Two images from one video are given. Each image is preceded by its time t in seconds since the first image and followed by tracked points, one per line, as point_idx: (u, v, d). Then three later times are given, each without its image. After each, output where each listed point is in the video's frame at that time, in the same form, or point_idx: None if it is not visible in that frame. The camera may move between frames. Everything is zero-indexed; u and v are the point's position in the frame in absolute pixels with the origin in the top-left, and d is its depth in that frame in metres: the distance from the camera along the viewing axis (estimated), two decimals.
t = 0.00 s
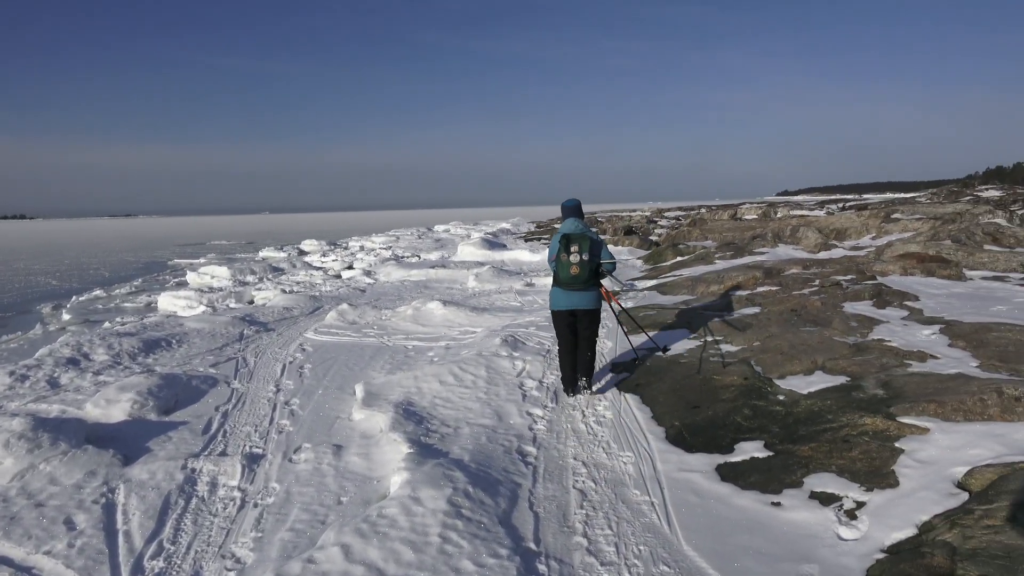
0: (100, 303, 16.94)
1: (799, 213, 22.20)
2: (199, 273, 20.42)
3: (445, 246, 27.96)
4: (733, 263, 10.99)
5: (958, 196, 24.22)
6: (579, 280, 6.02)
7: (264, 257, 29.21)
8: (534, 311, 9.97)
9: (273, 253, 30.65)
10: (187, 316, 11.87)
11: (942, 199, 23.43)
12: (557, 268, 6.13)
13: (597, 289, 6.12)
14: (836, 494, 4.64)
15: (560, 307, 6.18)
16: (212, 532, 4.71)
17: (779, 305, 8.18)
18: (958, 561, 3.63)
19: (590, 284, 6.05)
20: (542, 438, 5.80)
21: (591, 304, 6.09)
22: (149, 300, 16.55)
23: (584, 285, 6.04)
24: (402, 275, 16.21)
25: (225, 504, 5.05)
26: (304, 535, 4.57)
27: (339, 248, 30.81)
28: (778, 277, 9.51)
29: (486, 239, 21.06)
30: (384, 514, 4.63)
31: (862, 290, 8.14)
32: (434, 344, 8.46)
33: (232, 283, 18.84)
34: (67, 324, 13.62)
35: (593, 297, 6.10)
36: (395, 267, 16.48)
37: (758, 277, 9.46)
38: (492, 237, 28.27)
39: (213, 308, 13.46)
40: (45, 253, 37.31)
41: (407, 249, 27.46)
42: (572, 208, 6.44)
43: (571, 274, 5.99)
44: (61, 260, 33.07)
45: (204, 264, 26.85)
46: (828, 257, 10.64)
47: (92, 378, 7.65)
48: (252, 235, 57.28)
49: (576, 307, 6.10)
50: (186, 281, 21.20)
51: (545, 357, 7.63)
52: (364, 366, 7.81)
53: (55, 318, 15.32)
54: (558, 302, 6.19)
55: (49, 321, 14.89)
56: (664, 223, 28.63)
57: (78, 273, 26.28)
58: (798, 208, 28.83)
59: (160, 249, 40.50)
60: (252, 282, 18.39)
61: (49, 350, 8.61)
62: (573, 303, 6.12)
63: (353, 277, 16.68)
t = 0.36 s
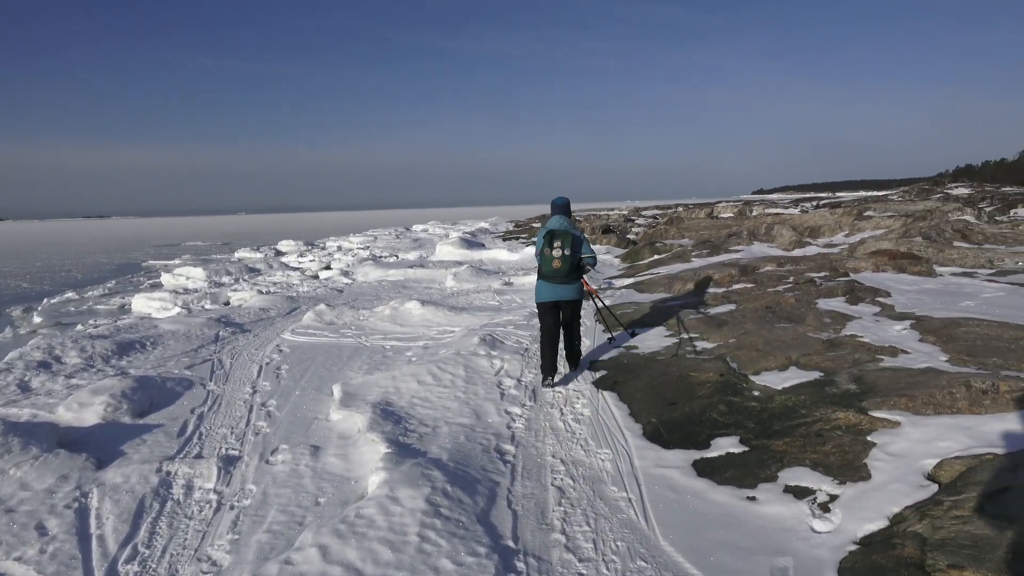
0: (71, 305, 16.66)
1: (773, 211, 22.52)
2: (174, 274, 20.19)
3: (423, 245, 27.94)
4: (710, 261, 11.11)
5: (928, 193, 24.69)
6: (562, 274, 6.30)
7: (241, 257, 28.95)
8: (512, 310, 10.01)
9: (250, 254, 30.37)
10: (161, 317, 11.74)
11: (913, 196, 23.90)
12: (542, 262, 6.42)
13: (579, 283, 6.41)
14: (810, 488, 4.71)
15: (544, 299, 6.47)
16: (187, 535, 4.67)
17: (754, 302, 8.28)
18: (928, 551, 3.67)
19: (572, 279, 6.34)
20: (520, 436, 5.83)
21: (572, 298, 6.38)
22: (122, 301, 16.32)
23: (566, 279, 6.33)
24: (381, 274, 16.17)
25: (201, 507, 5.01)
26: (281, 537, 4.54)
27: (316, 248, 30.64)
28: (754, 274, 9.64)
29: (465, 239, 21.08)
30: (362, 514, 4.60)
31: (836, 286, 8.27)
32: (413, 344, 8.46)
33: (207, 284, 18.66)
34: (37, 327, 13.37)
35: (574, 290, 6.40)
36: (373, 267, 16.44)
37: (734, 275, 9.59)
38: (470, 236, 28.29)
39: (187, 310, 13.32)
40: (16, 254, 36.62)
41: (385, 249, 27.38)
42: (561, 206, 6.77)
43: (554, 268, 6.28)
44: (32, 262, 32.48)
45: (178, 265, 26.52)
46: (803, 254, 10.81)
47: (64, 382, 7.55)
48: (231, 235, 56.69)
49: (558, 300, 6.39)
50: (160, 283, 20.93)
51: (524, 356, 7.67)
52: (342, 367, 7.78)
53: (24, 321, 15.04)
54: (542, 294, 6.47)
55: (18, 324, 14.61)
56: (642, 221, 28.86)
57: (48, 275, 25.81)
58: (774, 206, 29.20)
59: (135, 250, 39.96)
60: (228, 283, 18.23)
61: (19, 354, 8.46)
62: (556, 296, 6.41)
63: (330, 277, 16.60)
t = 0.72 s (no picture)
0: (46, 303, 16.39)
1: (754, 207, 22.73)
2: (152, 271, 19.95)
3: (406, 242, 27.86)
4: (692, 257, 11.19)
5: (906, 190, 25.06)
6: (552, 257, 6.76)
7: (221, 254, 28.66)
8: (494, 306, 10.03)
9: (230, 250, 30.08)
10: (139, 315, 11.60)
11: (891, 193, 24.25)
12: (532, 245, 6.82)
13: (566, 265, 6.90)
14: (790, 481, 4.75)
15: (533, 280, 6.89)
16: (166, 534, 4.62)
17: (735, 298, 8.36)
18: (905, 543, 3.72)
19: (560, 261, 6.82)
20: (503, 433, 5.84)
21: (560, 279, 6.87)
22: (99, 299, 16.10)
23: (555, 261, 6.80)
24: (363, 271, 16.10)
25: (181, 506, 4.96)
26: (262, 535, 4.50)
27: (298, 245, 30.39)
28: (735, 270, 9.73)
29: (447, 235, 21.07)
30: (344, 511, 4.57)
31: (815, 282, 8.37)
32: (395, 341, 8.44)
33: (186, 281, 18.47)
34: (12, 325, 13.14)
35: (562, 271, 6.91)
36: (355, 264, 16.37)
37: (715, 271, 9.67)
38: (453, 232, 28.25)
39: (166, 307, 13.18)
40: None
41: (367, 245, 27.27)
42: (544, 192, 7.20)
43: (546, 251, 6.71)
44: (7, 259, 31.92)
45: (157, 262, 26.18)
46: (783, 250, 10.92)
47: (40, 381, 7.45)
48: (213, 233, 56.14)
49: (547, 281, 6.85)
50: (138, 280, 20.67)
51: (506, 353, 7.68)
52: (323, 364, 7.76)
53: None
54: (531, 276, 6.88)
55: None
56: (625, 218, 28.99)
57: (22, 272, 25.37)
58: (755, 203, 29.44)
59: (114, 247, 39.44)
60: (208, 280, 18.04)
61: None
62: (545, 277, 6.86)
63: (312, 274, 16.50)
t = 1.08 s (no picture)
0: (29, 303, 16.19)
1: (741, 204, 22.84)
2: (138, 270, 19.78)
3: (394, 241, 27.78)
4: (679, 254, 11.25)
5: (890, 187, 25.26)
6: (534, 247, 7.20)
7: (208, 253, 28.45)
8: (483, 304, 10.04)
9: (217, 249, 29.88)
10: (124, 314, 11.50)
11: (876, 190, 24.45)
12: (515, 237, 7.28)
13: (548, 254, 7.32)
14: (777, 476, 4.79)
15: (518, 270, 7.33)
16: (153, 534, 4.59)
17: (722, 294, 8.41)
18: (890, 536, 3.77)
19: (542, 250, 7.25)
20: (491, 430, 5.86)
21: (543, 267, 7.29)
22: (83, 299, 15.92)
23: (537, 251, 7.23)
24: (351, 269, 16.05)
25: (167, 505, 4.94)
26: (250, 534, 4.49)
27: (286, 244, 30.22)
28: (722, 267, 9.79)
29: (436, 234, 21.05)
30: (332, 509, 4.56)
31: (801, 279, 8.44)
32: (383, 339, 8.43)
33: (172, 280, 18.33)
34: None
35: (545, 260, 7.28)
36: (343, 263, 16.33)
37: (702, 268, 9.73)
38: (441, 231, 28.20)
39: (151, 307, 13.08)
40: None
41: (356, 244, 27.16)
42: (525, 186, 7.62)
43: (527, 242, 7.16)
44: None
45: (142, 261, 25.91)
46: (770, 247, 11.00)
47: (23, 381, 7.38)
48: (201, 232, 55.71)
49: (531, 270, 7.27)
50: (123, 279, 20.46)
51: (494, 350, 7.69)
52: (311, 362, 7.74)
53: None
54: (516, 266, 7.33)
55: None
56: (614, 215, 29.05)
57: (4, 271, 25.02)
58: (743, 201, 29.59)
59: (100, 246, 39.03)
60: (194, 279, 17.92)
61: None
62: (529, 266, 7.30)
63: (299, 272, 16.42)
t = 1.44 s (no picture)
0: (16, 304, 16.07)
1: (731, 203, 22.94)
2: (127, 270, 19.66)
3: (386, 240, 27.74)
4: (670, 253, 11.28)
5: (880, 185, 25.41)
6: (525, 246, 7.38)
7: (198, 252, 28.32)
8: (474, 302, 10.04)
9: (207, 248, 29.77)
10: (113, 315, 11.43)
11: (866, 188, 24.59)
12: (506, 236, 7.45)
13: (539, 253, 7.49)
14: (767, 473, 4.82)
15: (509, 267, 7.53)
16: (143, 535, 4.57)
17: (713, 293, 8.44)
18: (879, 533, 3.79)
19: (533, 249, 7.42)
20: (483, 429, 5.86)
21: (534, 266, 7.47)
22: (72, 299, 15.81)
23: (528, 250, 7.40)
24: (342, 268, 16.02)
25: (158, 506, 4.92)
26: (241, 534, 4.47)
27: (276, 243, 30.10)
28: (712, 266, 9.83)
29: (427, 232, 21.04)
30: (324, 509, 4.55)
31: (791, 277, 8.49)
32: (374, 338, 8.42)
33: (161, 280, 18.23)
34: None
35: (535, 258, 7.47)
36: (334, 263, 16.30)
37: (692, 267, 9.76)
38: (433, 229, 28.19)
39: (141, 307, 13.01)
40: None
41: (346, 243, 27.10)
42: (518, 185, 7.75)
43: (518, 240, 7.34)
44: None
45: (131, 261, 25.77)
46: (760, 245, 11.04)
47: (11, 382, 7.33)
48: (191, 230, 55.42)
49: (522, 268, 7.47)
50: (112, 279, 20.33)
51: (486, 349, 7.70)
52: (301, 362, 7.72)
53: None
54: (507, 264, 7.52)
55: None
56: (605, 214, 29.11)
57: None
58: (734, 199, 29.72)
59: (88, 246, 38.77)
60: (184, 279, 17.83)
61: None
62: (519, 264, 7.49)
63: (290, 272, 16.37)
